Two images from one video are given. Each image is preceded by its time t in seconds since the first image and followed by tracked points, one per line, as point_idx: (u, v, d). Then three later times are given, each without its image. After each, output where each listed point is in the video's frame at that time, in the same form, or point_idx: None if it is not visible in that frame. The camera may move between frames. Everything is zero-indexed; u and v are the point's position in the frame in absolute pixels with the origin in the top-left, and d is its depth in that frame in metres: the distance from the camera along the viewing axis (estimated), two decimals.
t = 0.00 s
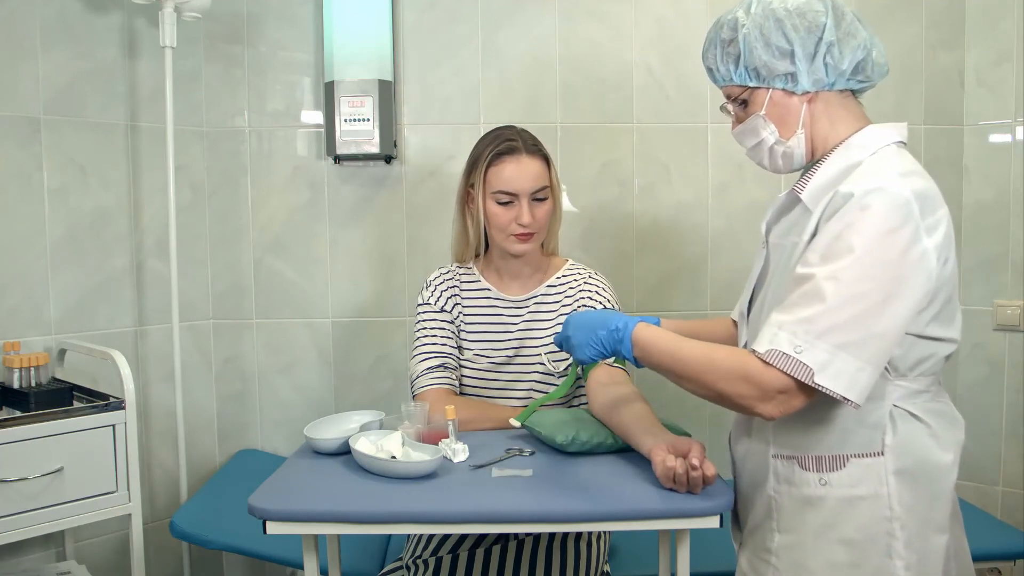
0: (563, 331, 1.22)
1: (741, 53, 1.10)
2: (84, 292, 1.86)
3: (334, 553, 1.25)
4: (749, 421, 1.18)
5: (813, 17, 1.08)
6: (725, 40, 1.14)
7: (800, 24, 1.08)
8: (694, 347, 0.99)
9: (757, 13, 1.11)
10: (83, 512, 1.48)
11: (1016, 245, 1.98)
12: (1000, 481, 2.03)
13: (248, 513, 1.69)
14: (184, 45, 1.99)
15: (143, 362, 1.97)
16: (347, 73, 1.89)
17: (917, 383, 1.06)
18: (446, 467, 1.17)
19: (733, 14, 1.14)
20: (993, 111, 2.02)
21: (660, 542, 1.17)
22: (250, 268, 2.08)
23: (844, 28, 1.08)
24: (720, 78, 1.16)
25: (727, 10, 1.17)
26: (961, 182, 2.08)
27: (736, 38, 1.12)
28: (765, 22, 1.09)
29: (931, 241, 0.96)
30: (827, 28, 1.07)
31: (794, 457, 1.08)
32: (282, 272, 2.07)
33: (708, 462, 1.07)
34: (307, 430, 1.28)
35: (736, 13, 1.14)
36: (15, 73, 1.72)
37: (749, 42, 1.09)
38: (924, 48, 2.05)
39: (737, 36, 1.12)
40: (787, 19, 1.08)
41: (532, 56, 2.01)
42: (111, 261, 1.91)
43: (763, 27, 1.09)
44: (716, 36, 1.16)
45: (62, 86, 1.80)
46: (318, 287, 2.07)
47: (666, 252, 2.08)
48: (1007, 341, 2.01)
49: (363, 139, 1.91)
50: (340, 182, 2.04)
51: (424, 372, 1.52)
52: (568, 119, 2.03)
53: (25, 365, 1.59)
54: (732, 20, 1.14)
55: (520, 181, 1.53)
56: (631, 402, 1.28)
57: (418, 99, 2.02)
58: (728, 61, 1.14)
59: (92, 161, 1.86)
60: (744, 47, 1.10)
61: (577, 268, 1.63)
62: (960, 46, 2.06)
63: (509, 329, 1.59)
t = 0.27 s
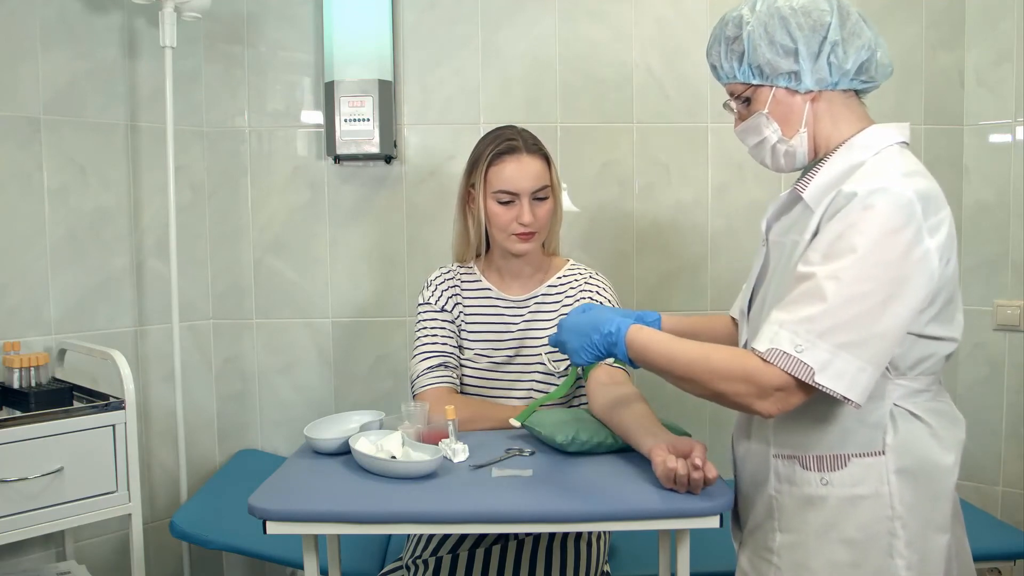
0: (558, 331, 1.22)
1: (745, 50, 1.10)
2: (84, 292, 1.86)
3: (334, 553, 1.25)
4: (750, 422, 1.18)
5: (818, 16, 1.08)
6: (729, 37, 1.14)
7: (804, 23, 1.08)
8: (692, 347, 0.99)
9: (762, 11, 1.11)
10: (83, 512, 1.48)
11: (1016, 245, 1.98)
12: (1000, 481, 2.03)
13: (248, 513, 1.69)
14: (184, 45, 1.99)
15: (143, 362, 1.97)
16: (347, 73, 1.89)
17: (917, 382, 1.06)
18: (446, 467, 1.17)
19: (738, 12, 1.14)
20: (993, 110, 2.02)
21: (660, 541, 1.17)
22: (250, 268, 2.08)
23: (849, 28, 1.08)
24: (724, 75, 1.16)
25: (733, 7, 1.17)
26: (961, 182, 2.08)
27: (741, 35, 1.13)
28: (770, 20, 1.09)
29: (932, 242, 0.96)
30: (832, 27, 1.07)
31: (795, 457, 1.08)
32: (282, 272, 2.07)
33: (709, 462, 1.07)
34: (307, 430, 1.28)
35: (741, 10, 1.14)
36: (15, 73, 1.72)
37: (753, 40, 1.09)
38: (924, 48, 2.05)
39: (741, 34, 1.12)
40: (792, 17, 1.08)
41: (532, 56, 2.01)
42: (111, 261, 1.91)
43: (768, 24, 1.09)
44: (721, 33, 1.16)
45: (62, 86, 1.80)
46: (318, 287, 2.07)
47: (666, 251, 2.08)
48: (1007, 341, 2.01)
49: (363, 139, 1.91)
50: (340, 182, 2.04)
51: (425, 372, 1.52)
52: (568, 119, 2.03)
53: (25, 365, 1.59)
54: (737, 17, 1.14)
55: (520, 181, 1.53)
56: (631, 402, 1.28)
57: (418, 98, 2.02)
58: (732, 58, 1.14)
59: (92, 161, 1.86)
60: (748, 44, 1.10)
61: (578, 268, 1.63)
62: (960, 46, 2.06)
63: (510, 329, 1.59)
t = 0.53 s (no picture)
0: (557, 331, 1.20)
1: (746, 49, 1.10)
2: (84, 292, 1.86)
3: (334, 553, 1.25)
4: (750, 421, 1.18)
5: (819, 15, 1.08)
6: (730, 36, 1.14)
7: (805, 22, 1.08)
8: (692, 348, 1.00)
9: (763, 10, 1.10)
10: (83, 512, 1.48)
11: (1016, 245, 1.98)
12: (1000, 481, 2.03)
13: (248, 513, 1.69)
14: (184, 45, 1.99)
15: (143, 362, 1.97)
16: (347, 73, 1.89)
17: (917, 382, 1.06)
18: (446, 467, 1.17)
19: (739, 10, 1.14)
20: (993, 110, 2.02)
21: (660, 541, 1.17)
22: (250, 268, 2.08)
23: (849, 28, 1.08)
24: (724, 73, 1.16)
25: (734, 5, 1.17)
26: (961, 182, 2.09)
27: (741, 34, 1.12)
28: (771, 19, 1.09)
29: (932, 242, 0.96)
30: (832, 27, 1.07)
31: (795, 456, 1.08)
32: (282, 272, 2.07)
33: (708, 462, 1.07)
34: (307, 430, 1.28)
35: (743, 8, 1.14)
36: (15, 73, 1.72)
37: (754, 38, 1.09)
38: (924, 48, 2.05)
39: (742, 32, 1.12)
40: (792, 16, 1.08)
41: (532, 56, 2.01)
42: (111, 261, 1.91)
43: (768, 23, 1.09)
44: (722, 31, 1.16)
45: (62, 86, 1.80)
46: (318, 287, 2.07)
47: (666, 251, 2.08)
48: (1007, 341, 2.01)
49: (363, 139, 1.91)
50: (340, 182, 2.04)
51: (414, 367, 1.55)
52: (568, 119, 2.03)
53: (25, 365, 1.59)
54: (738, 15, 1.14)
55: (519, 176, 1.54)
56: (631, 402, 1.28)
57: (419, 98, 2.02)
58: (732, 56, 1.14)
59: (92, 161, 1.86)
60: (748, 42, 1.10)
61: (581, 266, 1.63)
62: (960, 46, 2.06)
63: (512, 326, 1.59)
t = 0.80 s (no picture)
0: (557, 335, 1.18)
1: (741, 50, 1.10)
2: (84, 292, 1.86)
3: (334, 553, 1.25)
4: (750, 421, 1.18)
5: (813, 16, 1.08)
6: (725, 37, 1.14)
7: (800, 23, 1.08)
8: (694, 354, 1.00)
9: (757, 11, 1.11)
10: (83, 512, 1.48)
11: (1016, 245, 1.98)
12: (1000, 481, 2.03)
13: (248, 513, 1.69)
14: (184, 45, 1.99)
15: (144, 362, 1.97)
16: (347, 73, 1.89)
17: (917, 381, 1.06)
18: (446, 467, 1.17)
19: (734, 11, 1.14)
20: (993, 110, 2.02)
21: (660, 541, 1.17)
22: (250, 268, 2.08)
23: (844, 29, 1.08)
24: (719, 75, 1.16)
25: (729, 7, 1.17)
26: (961, 182, 2.09)
27: (736, 35, 1.13)
28: (766, 20, 1.09)
29: (930, 243, 0.96)
30: (827, 28, 1.07)
31: (795, 456, 1.08)
32: (282, 272, 2.07)
33: (708, 463, 1.08)
34: (307, 430, 1.28)
35: (738, 10, 1.14)
36: (15, 73, 1.72)
37: (748, 39, 1.09)
38: (924, 48, 2.05)
39: (737, 33, 1.12)
40: (787, 17, 1.08)
41: (532, 56, 2.01)
42: (111, 261, 1.91)
43: (763, 24, 1.09)
44: (717, 33, 1.16)
45: (62, 86, 1.80)
46: (318, 287, 2.07)
47: (666, 251, 2.08)
48: (1007, 341, 2.01)
49: (363, 139, 1.91)
50: (340, 182, 2.04)
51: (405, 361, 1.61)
52: (568, 119, 2.03)
53: (25, 365, 1.59)
54: (733, 17, 1.14)
55: (516, 178, 1.53)
56: (631, 403, 1.28)
57: (418, 99, 2.02)
58: (727, 57, 1.14)
59: (92, 161, 1.86)
60: (743, 44, 1.10)
61: (583, 266, 1.63)
62: (960, 46, 2.06)
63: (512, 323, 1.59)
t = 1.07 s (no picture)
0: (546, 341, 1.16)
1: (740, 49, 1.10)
2: (84, 292, 1.86)
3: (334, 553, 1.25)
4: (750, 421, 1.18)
5: (813, 16, 1.08)
6: (724, 37, 1.14)
7: (800, 23, 1.08)
8: (693, 360, 1.00)
9: (757, 11, 1.10)
10: (83, 512, 1.48)
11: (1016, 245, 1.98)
12: (1000, 480, 2.03)
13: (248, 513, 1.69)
14: (184, 45, 1.99)
15: (144, 362, 1.97)
16: (347, 73, 1.89)
17: (916, 381, 1.06)
18: (446, 467, 1.17)
19: (733, 10, 1.14)
20: (993, 110, 2.02)
21: (660, 540, 1.17)
22: (250, 268, 2.08)
23: (843, 29, 1.08)
24: (718, 74, 1.16)
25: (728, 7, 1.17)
26: (961, 183, 2.09)
27: (736, 35, 1.12)
28: (765, 19, 1.09)
29: (928, 242, 0.96)
30: (827, 29, 1.07)
31: (795, 456, 1.08)
32: (282, 272, 2.07)
33: (708, 463, 1.08)
34: (307, 430, 1.28)
35: (737, 9, 1.14)
36: (15, 73, 1.72)
37: (748, 39, 1.09)
38: (924, 48, 2.05)
39: (736, 33, 1.12)
40: (787, 17, 1.08)
41: (532, 56, 2.01)
42: (111, 261, 1.90)
43: (762, 24, 1.09)
44: (716, 32, 1.16)
45: (61, 86, 1.80)
46: (318, 287, 2.07)
47: (666, 251, 2.08)
48: (1007, 341, 2.01)
49: (363, 139, 1.91)
50: (340, 182, 2.04)
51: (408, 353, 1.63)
52: (568, 119, 2.03)
53: (25, 365, 1.59)
54: (733, 16, 1.14)
55: (509, 186, 1.53)
56: (630, 404, 1.28)
57: (418, 99, 2.02)
58: (726, 57, 1.14)
59: (92, 161, 1.86)
60: (743, 43, 1.10)
61: (583, 266, 1.62)
62: (960, 46, 2.06)
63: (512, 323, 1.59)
